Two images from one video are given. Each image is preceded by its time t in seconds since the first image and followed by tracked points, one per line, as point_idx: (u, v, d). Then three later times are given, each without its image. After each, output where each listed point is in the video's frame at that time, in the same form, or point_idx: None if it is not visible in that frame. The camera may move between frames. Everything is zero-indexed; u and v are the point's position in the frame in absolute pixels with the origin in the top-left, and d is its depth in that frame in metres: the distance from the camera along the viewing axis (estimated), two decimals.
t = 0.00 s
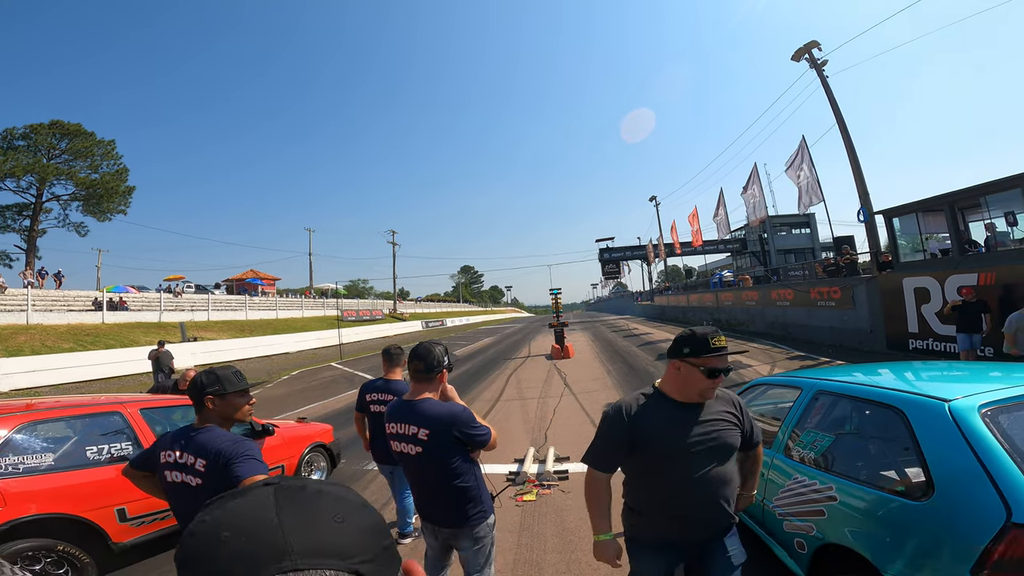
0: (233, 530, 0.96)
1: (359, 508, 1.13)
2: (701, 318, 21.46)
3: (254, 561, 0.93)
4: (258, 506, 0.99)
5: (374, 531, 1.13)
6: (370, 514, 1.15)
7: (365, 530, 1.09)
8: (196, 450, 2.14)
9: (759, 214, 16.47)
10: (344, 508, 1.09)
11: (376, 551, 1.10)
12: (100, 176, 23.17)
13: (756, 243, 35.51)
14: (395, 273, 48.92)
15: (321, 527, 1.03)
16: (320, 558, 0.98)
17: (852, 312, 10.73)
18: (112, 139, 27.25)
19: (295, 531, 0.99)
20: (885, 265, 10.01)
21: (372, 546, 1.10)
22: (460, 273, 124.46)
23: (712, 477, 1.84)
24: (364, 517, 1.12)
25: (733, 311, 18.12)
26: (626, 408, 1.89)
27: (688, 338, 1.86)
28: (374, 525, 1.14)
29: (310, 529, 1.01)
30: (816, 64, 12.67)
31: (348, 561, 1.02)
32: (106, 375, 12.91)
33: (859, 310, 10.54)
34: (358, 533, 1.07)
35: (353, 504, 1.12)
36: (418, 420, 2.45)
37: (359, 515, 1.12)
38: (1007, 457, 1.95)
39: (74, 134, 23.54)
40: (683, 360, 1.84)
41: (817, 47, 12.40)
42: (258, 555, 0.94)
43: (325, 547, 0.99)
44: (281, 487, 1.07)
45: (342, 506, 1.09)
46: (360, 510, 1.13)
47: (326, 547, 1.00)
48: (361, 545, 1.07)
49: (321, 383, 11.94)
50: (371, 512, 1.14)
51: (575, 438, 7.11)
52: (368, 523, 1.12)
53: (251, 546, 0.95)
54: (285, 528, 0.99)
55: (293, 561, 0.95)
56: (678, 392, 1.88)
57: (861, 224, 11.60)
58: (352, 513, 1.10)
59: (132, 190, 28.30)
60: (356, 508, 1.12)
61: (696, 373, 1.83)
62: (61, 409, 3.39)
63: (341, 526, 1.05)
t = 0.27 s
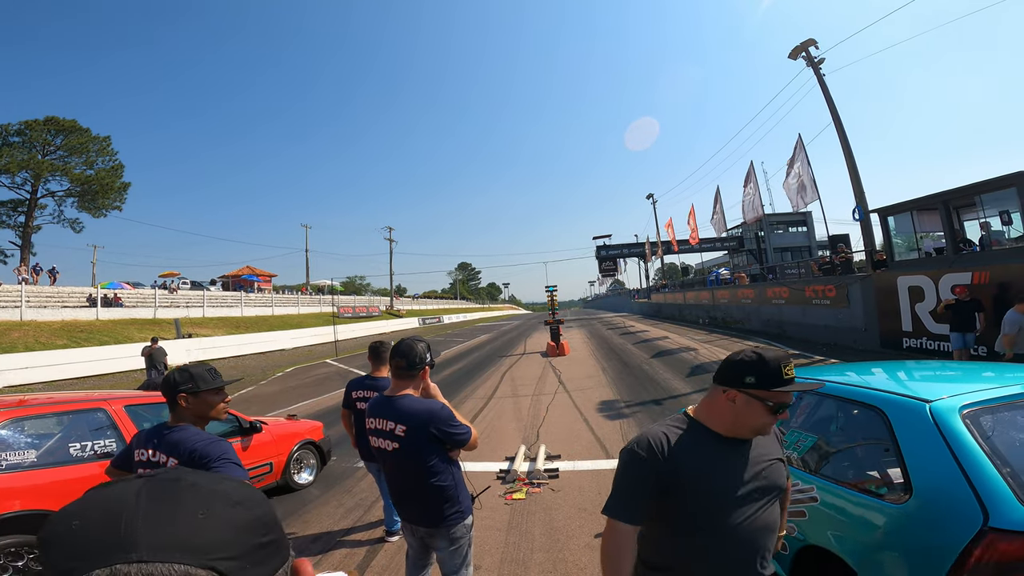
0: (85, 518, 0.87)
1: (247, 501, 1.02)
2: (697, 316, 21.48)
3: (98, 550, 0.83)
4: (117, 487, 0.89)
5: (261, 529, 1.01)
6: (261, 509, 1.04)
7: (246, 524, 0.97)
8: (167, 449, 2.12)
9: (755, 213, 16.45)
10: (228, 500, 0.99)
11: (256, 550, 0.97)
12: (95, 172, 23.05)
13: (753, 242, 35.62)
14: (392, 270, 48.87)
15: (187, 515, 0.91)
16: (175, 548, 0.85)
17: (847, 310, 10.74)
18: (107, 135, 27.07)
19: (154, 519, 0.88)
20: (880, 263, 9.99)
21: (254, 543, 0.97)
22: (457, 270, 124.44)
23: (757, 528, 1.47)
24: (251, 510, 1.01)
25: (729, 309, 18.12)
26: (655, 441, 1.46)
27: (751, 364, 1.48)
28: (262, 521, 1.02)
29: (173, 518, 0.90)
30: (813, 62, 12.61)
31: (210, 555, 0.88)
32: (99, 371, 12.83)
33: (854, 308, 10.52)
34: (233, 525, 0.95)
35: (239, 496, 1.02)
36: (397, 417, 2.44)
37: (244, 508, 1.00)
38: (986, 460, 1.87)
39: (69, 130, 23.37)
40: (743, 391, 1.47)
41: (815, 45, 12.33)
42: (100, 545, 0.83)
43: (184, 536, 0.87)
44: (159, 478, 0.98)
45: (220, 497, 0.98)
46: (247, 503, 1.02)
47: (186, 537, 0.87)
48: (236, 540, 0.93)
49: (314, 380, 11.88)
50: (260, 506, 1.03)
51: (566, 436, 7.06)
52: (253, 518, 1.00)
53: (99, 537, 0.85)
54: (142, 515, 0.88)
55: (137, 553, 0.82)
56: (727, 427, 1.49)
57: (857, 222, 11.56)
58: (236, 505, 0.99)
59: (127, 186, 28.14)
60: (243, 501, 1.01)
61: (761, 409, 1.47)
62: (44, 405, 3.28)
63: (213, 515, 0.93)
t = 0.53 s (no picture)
0: (17, 503, 0.91)
1: (182, 492, 1.05)
2: (695, 315, 21.49)
3: (25, 533, 0.88)
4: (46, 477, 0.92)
5: (194, 519, 1.04)
6: (195, 500, 1.07)
7: (176, 515, 1.01)
8: (155, 448, 2.13)
9: (753, 211, 16.44)
10: (159, 491, 1.01)
11: (183, 540, 1.01)
12: (93, 172, 23.02)
13: (751, 241, 35.69)
14: (390, 269, 48.84)
15: (117, 505, 0.95)
16: (99, 536, 0.90)
17: (845, 309, 10.75)
18: (104, 135, 27.02)
19: (82, 506, 0.92)
20: (877, 262, 10.01)
21: (182, 532, 1.01)
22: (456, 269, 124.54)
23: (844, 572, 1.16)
24: (185, 502, 1.04)
25: (727, 308, 18.14)
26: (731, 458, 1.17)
27: (855, 360, 1.22)
28: (195, 511, 1.05)
29: (102, 507, 0.93)
30: (810, 61, 12.60)
31: (133, 544, 0.92)
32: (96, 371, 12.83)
33: (852, 307, 10.53)
34: (162, 517, 0.98)
35: (174, 486, 1.04)
36: (386, 415, 2.44)
37: (177, 500, 1.03)
38: (974, 458, 1.86)
39: (66, 130, 23.33)
40: (839, 394, 1.21)
41: (812, 44, 12.33)
42: (36, 528, 0.88)
43: (111, 525, 0.92)
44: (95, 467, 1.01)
45: (153, 489, 1.01)
46: (182, 494, 1.05)
47: (113, 526, 0.92)
48: (163, 529, 0.98)
49: (312, 380, 11.87)
50: (195, 496, 1.06)
51: (563, 435, 7.06)
52: (184, 510, 1.03)
53: (25, 521, 0.90)
54: (71, 504, 0.92)
55: (60, 538, 0.87)
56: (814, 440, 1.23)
57: (854, 221, 11.57)
58: (167, 497, 1.01)
59: (125, 185, 28.09)
60: (178, 492, 1.04)
61: (864, 414, 1.21)
62: (38, 404, 3.28)
63: (141, 507, 0.97)
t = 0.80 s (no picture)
0: (92, 483, 0.92)
1: (233, 475, 1.00)
2: (693, 313, 21.54)
3: (98, 511, 0.89)
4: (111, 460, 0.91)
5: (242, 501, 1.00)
6: (244, 483, 1.02)
7: (228, 497, 0.96)
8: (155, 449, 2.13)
9: (751, 210, 16.48)
10: (213, 474, 0.98)
11: (232, 520, 0.96)
12: (90, 171, 22.95)
13: (749, 239, 35.81)
14: (388, 268, 48.86)
15: (175, 486, 0.92)
16: (159, 513, 0.88)
17: (842, 307, 10.79)
18: (101, 134, 26.92)
19: (148, 485, 0.91)
20: (875, 260, 10.03)
21: (230, 513, 0.96)
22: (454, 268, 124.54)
23: None
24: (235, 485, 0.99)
25: (725, 306, 18.19)
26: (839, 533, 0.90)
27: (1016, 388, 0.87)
28: (243, 493, 1.00)
29: (164, 487, 0.92)
30: (808, 59, 12.62)
31: (187, 522, 0.89)
32: (94, 371, 12.81)
33: (849, 304, 10.56)
34: (213, 497, 0.94)
35: (227, 470, 1.00)
36: (384, 414, 2.44)
37: (228, 482, 0.98)
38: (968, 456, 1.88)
39: (62, 130, 23.24)
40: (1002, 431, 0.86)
41: (809, 43, 12.35)
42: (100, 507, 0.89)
43: (170, 503, 0.89)
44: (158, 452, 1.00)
45: (207, 472, 0.98)
46: (233, 477, 1.00)
47: (172, 505, 0.90)
48: (213, 509, 0.94)
49: (310, 379, 11.87)
50: (246, 479, 1.02)
51: (562, 434, 7.07)
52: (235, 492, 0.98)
53: (100, 501, 0.90)
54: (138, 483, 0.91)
55: (129, 517, 0.87)
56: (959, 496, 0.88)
57: (852, 219, 11.60)
58: (220, 480, 0.97)
59: (122, 185, 28.02)
60: (228, 476, 1.00)
61: None
62: (37, 404, 3.28)
63: (197, 489, 0.93)
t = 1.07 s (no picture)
0: (192, 451, 1.08)
1: (293, 459, 1.06)
2: (693, 309, 21.54)
3: (184, 475, 1.03)
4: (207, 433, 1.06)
5: (295, 484, 1.04)
6: (303, 468, 1.07)
7: (278, 479, 1.02)
8: (158, 447, 2.13)
9: (751, 206, 16.44)
10: (275, 455, 1.05)
11: (278, 501, 1.00)
12: (88, 170, 22.92)
13: (748, 235, 35.82)
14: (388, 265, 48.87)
15: (240, 463, 1.01)
16: (216, 486, 0.98)
17: (842, 302, 10.80)
18: (99, 133, 26.85)
19: (220, 458, 1.02)
20: (874, 256, 10.03)
21: (278, 494, 1.01)
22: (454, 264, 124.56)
23: None
24: (291, 468, 1.05)
25: (725, 302, 18.21)
26: None
27: None
28: (298, 477, 1.05)
29: (231, 462, 1.02)
30: (808, 55, 12.57)
31: (235, 498, 0.97)
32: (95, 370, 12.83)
33: (849, 300, 10.56)
34: (263, 477, 1.00)
35: (289, 455, 1.07)
36: (384, 410, 2.46)
37: (285, 465, 1.04)
38: (964, 449, 1.89)
39: (60, 129, 23.17)
40: None
41: (809, 38, 12.31)
42: (186, 473, 1.03)
43: (225, 477, 0.99)
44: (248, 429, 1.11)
45: (270, 453, 1.05)
46: (293, 461, 1.06)
47: (228, 479, 0.98)
48: (263, 488, 1.00)
49: (311, 376, 11.88)
50: (305, 464, 1.07)
51: (563, 430, 7.08)
52: (288, 474, 1.03)
53: (190, 466, 1.05)
54: (214, 455, 1.03)
55: (199, 484, 0.99)
56: None
57: (851, 215, 11.59)
58: (277, 462, 1.04)
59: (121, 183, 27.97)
60: (288, 459, 1.06)
61: None
62: (39, 403, 3.29)
63: (253, 468, 1.00)
